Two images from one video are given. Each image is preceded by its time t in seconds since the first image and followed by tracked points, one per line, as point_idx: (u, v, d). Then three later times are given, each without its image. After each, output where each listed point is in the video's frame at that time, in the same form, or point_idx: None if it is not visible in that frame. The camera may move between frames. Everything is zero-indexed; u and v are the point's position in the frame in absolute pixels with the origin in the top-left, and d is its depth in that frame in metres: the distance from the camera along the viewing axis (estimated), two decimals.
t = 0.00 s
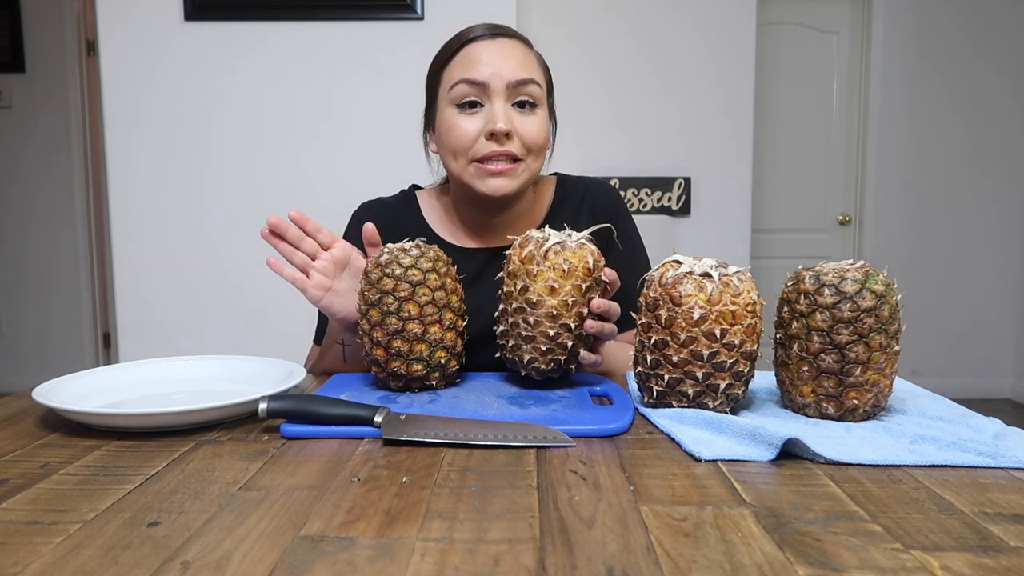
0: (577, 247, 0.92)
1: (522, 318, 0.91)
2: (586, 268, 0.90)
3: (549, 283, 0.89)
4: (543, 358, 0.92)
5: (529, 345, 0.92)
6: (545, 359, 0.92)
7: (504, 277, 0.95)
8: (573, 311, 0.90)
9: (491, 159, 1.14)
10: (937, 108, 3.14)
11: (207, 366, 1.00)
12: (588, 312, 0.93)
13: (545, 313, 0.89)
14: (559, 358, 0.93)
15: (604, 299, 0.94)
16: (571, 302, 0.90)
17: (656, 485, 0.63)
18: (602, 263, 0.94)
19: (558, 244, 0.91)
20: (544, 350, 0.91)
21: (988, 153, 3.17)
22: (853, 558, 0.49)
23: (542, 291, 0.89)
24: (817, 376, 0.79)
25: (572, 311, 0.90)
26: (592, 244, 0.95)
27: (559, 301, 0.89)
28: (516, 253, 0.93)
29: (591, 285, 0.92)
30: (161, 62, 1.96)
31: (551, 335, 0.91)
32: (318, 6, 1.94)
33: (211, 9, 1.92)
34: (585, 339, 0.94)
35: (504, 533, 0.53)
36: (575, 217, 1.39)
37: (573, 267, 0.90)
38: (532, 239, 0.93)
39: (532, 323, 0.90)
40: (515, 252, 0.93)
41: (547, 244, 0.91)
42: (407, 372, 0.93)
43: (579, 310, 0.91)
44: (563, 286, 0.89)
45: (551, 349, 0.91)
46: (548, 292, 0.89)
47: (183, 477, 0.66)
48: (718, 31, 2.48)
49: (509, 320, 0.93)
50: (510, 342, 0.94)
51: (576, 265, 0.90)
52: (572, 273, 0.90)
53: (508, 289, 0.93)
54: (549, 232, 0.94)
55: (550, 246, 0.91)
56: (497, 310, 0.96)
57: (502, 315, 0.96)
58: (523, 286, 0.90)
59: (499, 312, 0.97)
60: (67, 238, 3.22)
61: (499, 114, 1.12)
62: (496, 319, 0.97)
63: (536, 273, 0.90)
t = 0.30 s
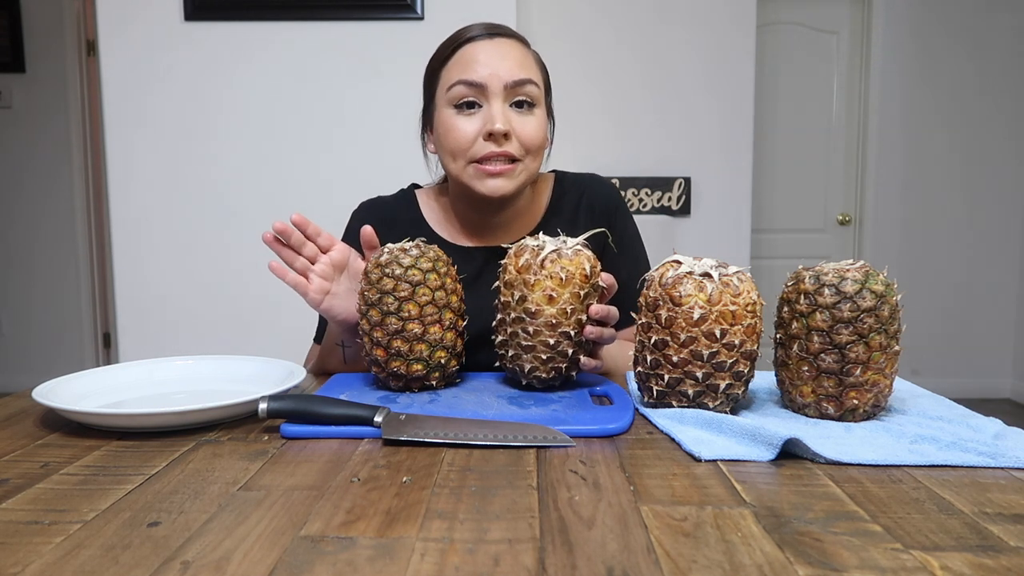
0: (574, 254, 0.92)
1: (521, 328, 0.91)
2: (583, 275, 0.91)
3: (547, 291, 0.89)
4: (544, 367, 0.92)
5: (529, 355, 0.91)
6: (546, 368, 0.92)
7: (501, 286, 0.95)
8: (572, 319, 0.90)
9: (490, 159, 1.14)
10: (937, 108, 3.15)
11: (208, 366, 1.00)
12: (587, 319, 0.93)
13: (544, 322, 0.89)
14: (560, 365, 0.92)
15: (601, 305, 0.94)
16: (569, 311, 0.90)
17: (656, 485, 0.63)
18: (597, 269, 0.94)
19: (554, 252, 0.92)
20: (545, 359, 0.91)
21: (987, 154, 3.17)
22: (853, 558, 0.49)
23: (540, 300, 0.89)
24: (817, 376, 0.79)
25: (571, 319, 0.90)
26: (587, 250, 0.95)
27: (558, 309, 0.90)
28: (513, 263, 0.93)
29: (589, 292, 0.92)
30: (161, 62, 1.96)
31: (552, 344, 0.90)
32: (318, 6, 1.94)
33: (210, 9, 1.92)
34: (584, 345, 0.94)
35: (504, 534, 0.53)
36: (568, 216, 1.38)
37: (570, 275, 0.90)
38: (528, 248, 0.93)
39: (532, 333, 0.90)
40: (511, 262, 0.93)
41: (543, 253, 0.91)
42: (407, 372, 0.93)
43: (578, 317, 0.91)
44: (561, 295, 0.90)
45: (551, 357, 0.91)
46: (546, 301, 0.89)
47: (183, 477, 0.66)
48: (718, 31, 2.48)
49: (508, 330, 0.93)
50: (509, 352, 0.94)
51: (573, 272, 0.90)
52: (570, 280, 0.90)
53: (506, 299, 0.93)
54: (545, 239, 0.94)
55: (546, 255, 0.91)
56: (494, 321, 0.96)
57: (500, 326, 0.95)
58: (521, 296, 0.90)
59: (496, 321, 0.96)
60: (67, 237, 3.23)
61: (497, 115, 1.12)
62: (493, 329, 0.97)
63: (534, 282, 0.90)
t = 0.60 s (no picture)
0: (568, 256, 0.92)
1: (519, 332, 0.91)
2: (578, 276, 0.91)
3: (544, 295, 0.89)
4: (545, 370, 0.92)
5: (529, 360, 0.91)
6: (547, 371, 0.92)
7: (496, 292, 0.96)
8: (570, 321, 0.90)
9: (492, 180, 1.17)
10: (937, 108, 3.14)
11: (209, 365, 1.00)
12: (585, 321, 0.92)
13: (542, 325, 0.89)
14: (561, 368, 0.92)
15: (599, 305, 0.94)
16: (567, 313, 0.90)
17: (656, 485, 0.63)
18: (592, 270, 0.94)
19: (549, 255, 0.92)
20: (545, 362, 0.91)
21: (987, 154, 3.18)
22: (853, 558, 0.49)
23: (537, 304, 0.89)
24: (816, 376, 0.79)
25: (569, 321, 0.90)
26: (581, 252, 0.95)
27: (555, 312, 0.90)
28: (507, 269, 0.93)
29: (585, 293, 0.92)
30: (161, 63, 1.96)
31: (551, 347, 0.90)
32: (318, 6, 1.94)
33: (210, 9, 1.92)
34: (584, 346, 0.94)
35: (504, 533, 0.53)
36: (565, 218, 1.37)
37: (566, 277, 0.90)
38: (522, 253, 0.93)
39: (531, 336, 0.90)
40: (506, 268, 0.93)
41: (537, 256, 0.92)
42: (407, 372, 0.93)
43: (576, 319, 0.91)
44: (558, 297, 0.90)
45: (551, 360, 0.91)
46: (544, 304, 0.89)
47: (183, 477, 0.66)
48: (718, 31, 2.48)
49: (507, 335, 0.93)
50: (509, 358, 0.93)
51: (569, 274, 0.90)
52: (566, 283, 0.90)
53: (503, 305, 0.93)
54: (538, 244, 0.95)
55: (541, 258, 0.91)
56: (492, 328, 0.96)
57: (499, 332, 0.95)
58: (518, 301, 0.91)
59: (494, 327, 0.96)
60: (67, 238, 3.23)
61: (497, 141, 1.11)
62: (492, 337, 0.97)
63: (530, 286, 0.90)
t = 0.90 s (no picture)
0: (564, 255, 0.92)
1: (519, 334, 0.90)
2: (576, 275, 0.91)
3: (543, 295, 0.89)
4: (547, 371, 0.92)
5: (530, 361, 0.91)
6: (548, 372, 0.92)
7: (493, 294, 0.95)
8: (570, 320, 0.90)
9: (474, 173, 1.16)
10: (937, 109, 3.14)
11: (209, 365, 1.00)
12: (584, 320, 0.93)
13: (542, 325, 0.89)
14: (562, 368, 0.92)
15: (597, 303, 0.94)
16: (566, 312, 0.90)
17: (656, 485, 0.63)
18: (589, 269, 0.94)
19: (545, 255, 0.92)
20: (547, 363, 0.91)
21: (987, 154, 3.18)
22: (853, 558, 0.49)
23: (536, 305, 0.89)
24: (816, 376, 0.79)
25: (569, 321, 0.90)
26: (577, 251, 0.95)
27: (555, 312, 0.90)
28: (505, 271, 0.93)
29: (583, 292, 0.92)
30: (161, 62, 1.96)
31: (552, 347, 0.90)
32: (318, 6, 1.94)
33: (210, 9, 1.92)
34: (584, 346, 0.94)
35: (504, 533, 0.53)
36: (564, 221, 1.38)
37: (564, 276, 0.90)
38: (518, 255, 0.93)
39: (531, 338, 0.90)
40: (503, 270, 0.93)
41: (534, 257, 0.92)
42: (407, 373, 0.93)
43: (575, 318, 0.91)
44: (557, 297, 0.90)
45: (553, 360, 0.91)
46: (543, 305, 0.89)
47: (183, 477, 0.66)
48: (718, 31, 2.49)
49: (506, 337, 0.92)
50: (509, 360, 0.93)
51: (567, 274, 0.90)
52: (564, 282, 0.90)
53: (501, 308, 0.93)
54: (533, 245, 0.95)
55: (538, 259, 0.91)
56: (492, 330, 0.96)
57: (497, 334, 0.95)
58: (516, 303, 0.90)
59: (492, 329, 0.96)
60: (66, 238, 3.23)
61: (473, 135, 1.11)
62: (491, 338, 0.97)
63: (528, 287, 0.90)
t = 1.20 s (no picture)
0: (559, 255, 0.93)
1: (517, 335, 0.90)
2: (571, 274, 0.91)
3: (539, 295, 0.89)
4: (546, 371, 0.92)
5: (529, 362, 0.91)
6: (547, 372, 0.92)
7: (490, 296, 0.96)
8: (567, 320, 0.90)
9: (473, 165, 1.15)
10: (936, 109, 3.15)
11: (208, 365, 1.01)
12: (582, 320, 0.93)
13: (540, 325, 0.89)
14: (562, 368, 0.92)
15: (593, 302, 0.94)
16: (563, 312, 0.90)
17: (656, 485, 0.63)
18: (584, 268, 0.95)
19: (540, 256, 0.92)
20: (546, 363, 0.91)
21: (987, 155, 3.18)
22: (853, 558, 0.49)
23: (532, 305, 0.89)
24: (817, 376, 0.79)
25: (566, 320, 0.91)
26: (571, 251, 0.95)
27: (552, 312, 0.90)
28: (500, 273, 0.93)
29: (579, 291, 0.92)
30: (161, 62, 1.96)
31: (551, 347, 0.90)
32: (319, 6, 1.94)
33: (210, 9, 1.93)
34: (583, 346, 0.94)
35: (504, 533, 0.53)
36: (563, 220, 1.38)
37: (559, 276, 0.90)
38: (513, 256, 0.94)
39: (529, 338, 0.90)
40: (498, 272, 0.93)
41: (529, 258, 0.92)
42: (407, 372, 0.93)
43: (573, 318, 0.91)
44: (553, 297, 0.90)
45: (552, 361, 0.91)
46: (540, 305, 0.89)
47: (183, 477, 0.66)
48: (719, 32, 2.49)
49: (504, 339, 0.92)
50: (508, 361, 0.93)
51: (562, 273, 0.91)
52: (559, 282, 0.90)
53: (498, 309, 0.93)
54: (526, 245, 0.95)
55: (533, 260, 0.91)
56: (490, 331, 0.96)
57: (496, 335, 0.95)
58: (513, 304, 0.90)
59: (490, 331, 0.96)
60: (66, 238, 3.23)
61: (471, 125, 1.11)
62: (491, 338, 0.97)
63: (524, 287, 0.90)
